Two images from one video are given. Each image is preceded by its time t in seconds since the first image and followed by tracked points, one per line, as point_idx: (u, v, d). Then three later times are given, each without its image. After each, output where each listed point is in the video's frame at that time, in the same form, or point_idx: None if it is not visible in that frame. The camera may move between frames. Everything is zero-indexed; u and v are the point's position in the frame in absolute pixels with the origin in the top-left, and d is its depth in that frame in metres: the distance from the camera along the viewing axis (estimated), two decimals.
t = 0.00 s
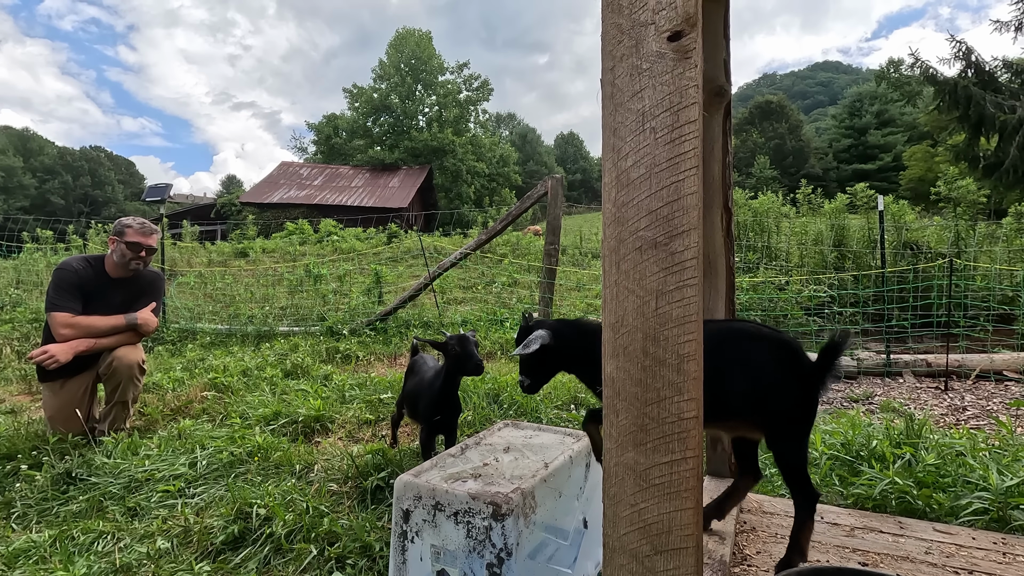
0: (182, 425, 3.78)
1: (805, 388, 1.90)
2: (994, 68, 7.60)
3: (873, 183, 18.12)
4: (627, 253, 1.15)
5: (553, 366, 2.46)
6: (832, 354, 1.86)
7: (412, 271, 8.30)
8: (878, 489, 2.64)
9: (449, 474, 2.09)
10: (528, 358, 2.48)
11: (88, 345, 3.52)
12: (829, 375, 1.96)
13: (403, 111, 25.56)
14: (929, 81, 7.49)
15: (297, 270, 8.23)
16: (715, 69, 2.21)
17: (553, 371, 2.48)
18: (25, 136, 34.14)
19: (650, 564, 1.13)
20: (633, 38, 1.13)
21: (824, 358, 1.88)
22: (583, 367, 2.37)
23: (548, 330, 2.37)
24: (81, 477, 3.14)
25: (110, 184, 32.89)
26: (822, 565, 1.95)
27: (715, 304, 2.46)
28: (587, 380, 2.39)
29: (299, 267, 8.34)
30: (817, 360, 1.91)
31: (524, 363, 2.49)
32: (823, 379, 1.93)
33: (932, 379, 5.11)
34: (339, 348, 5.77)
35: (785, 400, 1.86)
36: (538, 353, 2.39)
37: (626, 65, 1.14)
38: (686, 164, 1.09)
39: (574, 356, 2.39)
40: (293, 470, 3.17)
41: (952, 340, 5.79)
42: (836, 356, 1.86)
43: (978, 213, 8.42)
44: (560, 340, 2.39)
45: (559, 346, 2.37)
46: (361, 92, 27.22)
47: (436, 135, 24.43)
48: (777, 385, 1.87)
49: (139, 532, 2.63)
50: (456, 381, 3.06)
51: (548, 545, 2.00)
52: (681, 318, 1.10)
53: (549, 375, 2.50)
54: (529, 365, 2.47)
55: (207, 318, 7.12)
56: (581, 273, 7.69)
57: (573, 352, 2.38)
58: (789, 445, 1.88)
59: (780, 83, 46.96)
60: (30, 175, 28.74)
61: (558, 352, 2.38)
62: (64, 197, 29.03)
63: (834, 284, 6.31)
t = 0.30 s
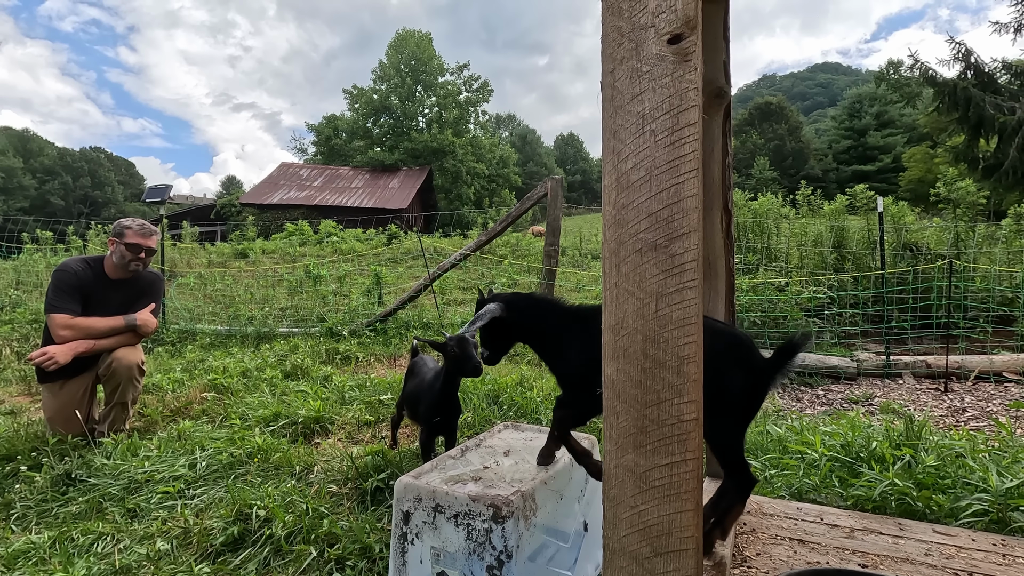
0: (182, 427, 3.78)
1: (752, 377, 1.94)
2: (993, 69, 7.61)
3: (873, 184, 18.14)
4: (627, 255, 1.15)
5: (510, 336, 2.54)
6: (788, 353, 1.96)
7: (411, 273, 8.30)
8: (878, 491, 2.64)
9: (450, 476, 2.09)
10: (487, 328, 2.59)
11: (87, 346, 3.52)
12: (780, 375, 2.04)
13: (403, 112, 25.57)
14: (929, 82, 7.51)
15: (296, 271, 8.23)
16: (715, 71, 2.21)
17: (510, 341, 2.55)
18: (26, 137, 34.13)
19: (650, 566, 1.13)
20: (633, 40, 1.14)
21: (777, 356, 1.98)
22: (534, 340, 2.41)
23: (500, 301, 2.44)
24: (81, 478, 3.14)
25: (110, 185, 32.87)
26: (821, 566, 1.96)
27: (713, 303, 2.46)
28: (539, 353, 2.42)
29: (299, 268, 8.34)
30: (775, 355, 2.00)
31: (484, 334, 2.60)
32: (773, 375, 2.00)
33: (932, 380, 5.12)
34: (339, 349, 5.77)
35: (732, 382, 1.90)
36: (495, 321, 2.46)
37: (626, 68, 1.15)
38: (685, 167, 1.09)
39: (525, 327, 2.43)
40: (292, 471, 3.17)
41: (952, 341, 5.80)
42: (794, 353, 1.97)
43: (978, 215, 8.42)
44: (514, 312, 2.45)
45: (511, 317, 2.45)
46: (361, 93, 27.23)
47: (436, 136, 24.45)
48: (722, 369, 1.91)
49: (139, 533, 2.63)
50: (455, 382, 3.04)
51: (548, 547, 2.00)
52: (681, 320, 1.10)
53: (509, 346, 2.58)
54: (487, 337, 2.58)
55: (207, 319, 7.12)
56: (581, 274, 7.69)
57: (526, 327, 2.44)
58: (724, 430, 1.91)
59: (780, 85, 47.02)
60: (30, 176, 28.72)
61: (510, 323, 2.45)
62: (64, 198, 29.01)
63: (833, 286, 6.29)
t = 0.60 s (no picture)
0: (181, 428, 3.78)
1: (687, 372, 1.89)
2: (992, 71, 7.62)
3: (873, 185, 18.15)
4: (625, 257, 1.15)
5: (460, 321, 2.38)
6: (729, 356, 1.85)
7: (411, 274, 8.30)
8: (877, 492, 2.64)
9: (449, 478, 2.09)
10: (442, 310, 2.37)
11: (87, 348, 3.52)
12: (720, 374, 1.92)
13: (403, 113, 25.59)
14: (928, 84, 7.51)
15: (296, 272, 8.23)
16: (715, 73, 2.21)
17: (464, 325, 2.37)
18: (25, 137, 34.14)
19: (649, 568, 1.13)
20: (631, 43, 1.14)
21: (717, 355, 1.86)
22: (484, 323, 2.27)
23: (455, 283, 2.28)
24: (80, 479, 3.13)
25: (110, 185, 32.86)
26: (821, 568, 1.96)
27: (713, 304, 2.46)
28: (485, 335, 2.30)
29: (299, 269, 8.34)
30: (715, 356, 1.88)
31: (438, 316, 2.40)
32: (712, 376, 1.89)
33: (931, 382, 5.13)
34: (338, 350, 5.77)
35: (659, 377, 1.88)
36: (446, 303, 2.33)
37: (625, 70, 1.15)
38: (684, 169, 1.09)
39: (477, 311, 2.28)
40: (292, 473, 3.17)
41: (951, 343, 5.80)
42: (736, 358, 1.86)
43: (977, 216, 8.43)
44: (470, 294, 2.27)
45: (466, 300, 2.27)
46: (360, 94, 27.26)
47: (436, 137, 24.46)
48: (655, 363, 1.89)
49: (137, 535, 2.62)
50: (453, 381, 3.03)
51: (548, 548, 2.00)
52: (680, 322, 1.10)
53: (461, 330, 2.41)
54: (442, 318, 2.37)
55: (206, 320, 7.12)
56: (581, 275, 7.69)
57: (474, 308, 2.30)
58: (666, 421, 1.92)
59: (779, 86, 47.07)
60: (30, 177, 28.71)
61: (463, 305, 2.28)
62: (64, 199, 29.01)
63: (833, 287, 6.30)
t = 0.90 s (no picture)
0: (181, 429, 3.78)
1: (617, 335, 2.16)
2: (992, 72, 7.62)
3: (874, 187, 18.14)
4: (626, 259, 1.15)
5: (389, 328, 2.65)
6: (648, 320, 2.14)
7: (411, 275, 8.30)
8: (878, 494, 2.64)
9: (447, 482, 2.09)
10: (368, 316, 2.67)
11: (88, 348, 3.53)
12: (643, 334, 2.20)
13: (403, 114, 25.61)
14: (928, 85, 7.52)
15: (296, 273, 8.23)
16: (715, 74, 2.20)
17: (390, 331, 2.66)
18: (26, 138, 34.15)
19: (649, 569, 1.13)
20: (632, 45, 1.14)
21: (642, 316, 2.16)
22: (412, 326, 2.53)
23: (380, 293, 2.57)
24: (80, 480, 3.13)
25: (110, 186, 32.87)
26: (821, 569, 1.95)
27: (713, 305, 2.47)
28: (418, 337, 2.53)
29: (299, 270, 8.34)
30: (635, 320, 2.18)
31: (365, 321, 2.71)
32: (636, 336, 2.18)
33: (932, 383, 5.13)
34: (338, 351, 5.77)
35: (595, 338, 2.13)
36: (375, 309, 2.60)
37: (625, 72, 1.15)
38: (684, 171, 1.09)
39: (403, 316, 2.56)
40: (292, 474, 3.17)
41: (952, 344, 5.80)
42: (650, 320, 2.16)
43: (978, 217, 8.42)
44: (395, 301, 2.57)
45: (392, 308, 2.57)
46: (361, 95, 27.27)
47: (437, 138, 24.46)
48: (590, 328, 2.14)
49: (137, 536, 2.62)
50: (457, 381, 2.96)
51: (546, 551, 2.00)
52: (681, 323, 1.10)
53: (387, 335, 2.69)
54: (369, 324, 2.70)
55: (206, 321, 7.12)
56: (581, 276, 7.69)
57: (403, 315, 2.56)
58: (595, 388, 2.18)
59: (779, 87, 47.11)
60: (30, 177, 28.71)
61: (389, 313, 2.58)
62: (64, 200, 29.02)
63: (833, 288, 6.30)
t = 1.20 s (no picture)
0: (182, 429, 3.78)
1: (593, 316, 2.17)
2: (992, 73, 7.63)
3: (874, 188, 18.14)
4: (625, 260, 1.15)
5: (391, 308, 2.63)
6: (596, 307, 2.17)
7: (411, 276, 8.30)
8: (878, 495, 2.64)
9: (448, 482, 2.09)
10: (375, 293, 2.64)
11: (88, 349, 3.53)
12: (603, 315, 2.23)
13: (403, 115, 25.62)
14: (928, 86, 7.52)
15: (296, 274, 8.23)
16: (714, 76, 2.20)
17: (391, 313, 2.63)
18: (26, 139, 34.16)
19: (648, 571, 1.13)
20: (631, 46, 1.14)
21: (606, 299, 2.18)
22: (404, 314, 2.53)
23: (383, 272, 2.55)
24: (80, 481, 3.14)
25: (111, 187, 32.88)
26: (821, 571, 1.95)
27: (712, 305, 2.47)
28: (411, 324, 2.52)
29: (299, 271, 8.34)
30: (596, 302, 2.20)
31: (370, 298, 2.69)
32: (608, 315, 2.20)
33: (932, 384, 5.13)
34: (338, 351, 5.77)
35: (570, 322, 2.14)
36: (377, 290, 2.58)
37: (624, 73, 1.15)
38: (683, 172, 1.09)
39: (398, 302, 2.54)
40: (292, 475, 3.17)
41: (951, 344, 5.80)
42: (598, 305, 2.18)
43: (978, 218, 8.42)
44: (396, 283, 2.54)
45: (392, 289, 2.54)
46: (361, 96, 27.28)
47: (437, 139, 24.46)
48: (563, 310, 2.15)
49: (137, 537, 2.62)
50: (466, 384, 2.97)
51: (546, 551, 1.99)
52: (679, 324, 1.10)
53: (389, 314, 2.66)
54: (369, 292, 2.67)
55: (206, 322, 7.12)
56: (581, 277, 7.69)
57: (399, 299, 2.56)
58: (577, 368, 2.20)
59: (779, 88, 47.13)
60: (30, 178, 28.72)
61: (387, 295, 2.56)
62: (64, 200, 29.02)
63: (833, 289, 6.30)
